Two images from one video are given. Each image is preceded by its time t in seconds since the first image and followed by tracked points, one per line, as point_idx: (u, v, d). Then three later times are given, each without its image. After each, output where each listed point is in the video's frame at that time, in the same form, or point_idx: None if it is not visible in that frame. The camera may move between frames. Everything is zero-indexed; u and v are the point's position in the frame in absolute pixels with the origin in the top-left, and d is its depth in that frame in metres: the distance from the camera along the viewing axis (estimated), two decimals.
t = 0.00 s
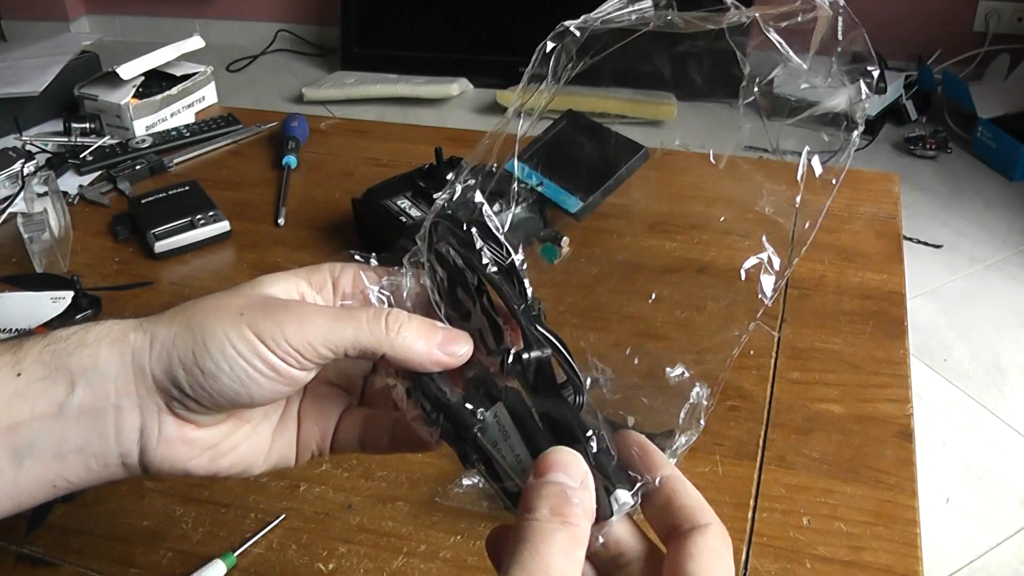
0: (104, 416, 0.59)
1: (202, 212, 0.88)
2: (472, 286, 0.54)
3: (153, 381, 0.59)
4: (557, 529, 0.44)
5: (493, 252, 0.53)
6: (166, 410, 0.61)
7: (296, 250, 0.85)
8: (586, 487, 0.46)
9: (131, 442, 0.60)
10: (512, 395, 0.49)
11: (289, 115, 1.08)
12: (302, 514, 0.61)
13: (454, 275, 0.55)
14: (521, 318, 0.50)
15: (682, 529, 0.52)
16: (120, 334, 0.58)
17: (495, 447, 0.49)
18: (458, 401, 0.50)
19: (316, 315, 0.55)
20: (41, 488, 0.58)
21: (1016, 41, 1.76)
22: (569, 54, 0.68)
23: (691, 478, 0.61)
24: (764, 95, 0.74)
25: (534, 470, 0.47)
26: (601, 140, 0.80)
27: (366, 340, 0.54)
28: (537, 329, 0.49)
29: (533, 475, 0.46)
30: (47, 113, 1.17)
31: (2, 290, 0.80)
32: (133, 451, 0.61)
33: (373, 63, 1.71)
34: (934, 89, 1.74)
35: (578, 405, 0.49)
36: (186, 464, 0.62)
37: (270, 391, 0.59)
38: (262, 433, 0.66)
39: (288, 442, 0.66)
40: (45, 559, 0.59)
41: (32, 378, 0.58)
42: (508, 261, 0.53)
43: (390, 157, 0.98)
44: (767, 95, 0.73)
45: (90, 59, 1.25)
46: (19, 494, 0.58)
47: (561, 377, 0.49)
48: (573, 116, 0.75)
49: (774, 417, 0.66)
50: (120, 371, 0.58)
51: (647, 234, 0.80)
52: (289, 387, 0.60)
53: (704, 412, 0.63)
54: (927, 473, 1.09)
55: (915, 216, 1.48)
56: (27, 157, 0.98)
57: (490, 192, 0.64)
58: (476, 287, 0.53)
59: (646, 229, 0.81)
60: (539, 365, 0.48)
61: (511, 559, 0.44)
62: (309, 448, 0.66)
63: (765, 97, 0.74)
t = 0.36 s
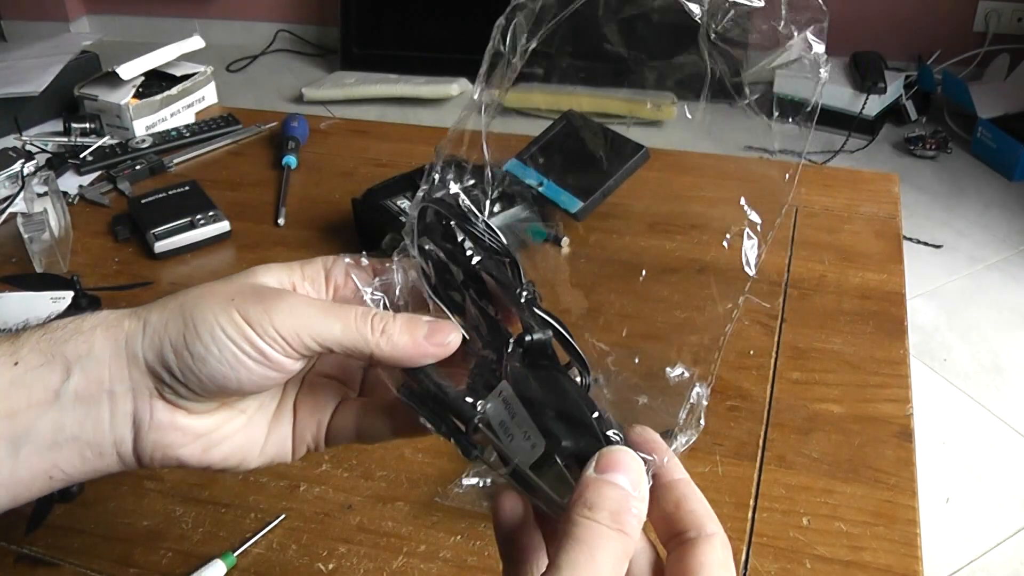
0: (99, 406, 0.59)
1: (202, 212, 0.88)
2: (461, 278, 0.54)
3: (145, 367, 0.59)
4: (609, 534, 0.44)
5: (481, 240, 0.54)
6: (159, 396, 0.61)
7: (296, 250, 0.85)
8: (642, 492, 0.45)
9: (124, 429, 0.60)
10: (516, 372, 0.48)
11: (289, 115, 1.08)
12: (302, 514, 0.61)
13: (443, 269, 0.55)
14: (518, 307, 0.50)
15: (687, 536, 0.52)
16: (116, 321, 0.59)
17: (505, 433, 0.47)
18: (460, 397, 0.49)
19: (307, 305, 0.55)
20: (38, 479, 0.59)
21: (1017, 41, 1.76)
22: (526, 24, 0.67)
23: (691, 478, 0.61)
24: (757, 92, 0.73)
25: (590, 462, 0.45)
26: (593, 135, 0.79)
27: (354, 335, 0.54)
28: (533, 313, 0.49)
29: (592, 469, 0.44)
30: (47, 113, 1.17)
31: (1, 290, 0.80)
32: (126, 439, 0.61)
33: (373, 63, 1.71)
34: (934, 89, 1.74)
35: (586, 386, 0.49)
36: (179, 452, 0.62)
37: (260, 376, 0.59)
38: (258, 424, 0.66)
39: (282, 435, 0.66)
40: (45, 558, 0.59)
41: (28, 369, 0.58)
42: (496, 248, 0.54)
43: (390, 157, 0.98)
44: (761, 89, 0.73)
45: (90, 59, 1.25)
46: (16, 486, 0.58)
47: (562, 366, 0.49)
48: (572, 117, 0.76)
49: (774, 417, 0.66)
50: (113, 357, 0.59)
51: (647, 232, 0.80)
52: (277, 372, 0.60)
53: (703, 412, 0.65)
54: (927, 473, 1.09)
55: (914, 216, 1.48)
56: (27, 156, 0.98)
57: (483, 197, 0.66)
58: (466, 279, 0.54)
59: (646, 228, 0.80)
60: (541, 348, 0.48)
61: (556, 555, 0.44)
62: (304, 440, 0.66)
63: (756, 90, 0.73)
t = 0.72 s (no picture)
0: (99, 404, 0.59)
1: (202, 212, 0.88)
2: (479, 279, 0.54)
3: (147, 368, 0.59)
4: (631, 543, 0.44)
5: (502, 244, 0.53)
6: (160, 398, 0.61)
7: (296, 250, 0.85)
8: (666, 504, 0.45)
9: (124, 430, 0.60)
10: (533, 373, 0.49)
11: (289, 115, 1.08)
12: (302, 514, 0.61)
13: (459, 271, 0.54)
14: (537, 306, 0.51)
15: (704, 542, 0.52)
16: (117, 322, 0.59)
17: (522, 434, 0.48)
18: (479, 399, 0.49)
19: (308, 304, 0.55)
20: (38, 479, 0.59)
21: (1017, 41, 1.76)
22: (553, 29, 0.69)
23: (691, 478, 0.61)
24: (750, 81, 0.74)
25: (616, 471, 0.46)
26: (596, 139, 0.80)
27: (356, 327, 0.54)
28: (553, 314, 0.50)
29: (617, 478, 0.46)
30: (47, 113, 1.17)
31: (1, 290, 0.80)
32: (127, 440, 0.61)
33: (373, 63, 1.71)
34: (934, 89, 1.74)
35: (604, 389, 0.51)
36: (178, 454, 0.62)
37: (262, 378, 0.59)
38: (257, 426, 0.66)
39: (282, 440, 0.66)
40: (45, 559, 0.59)
41: (28, 369, 0.58)
42: (516, 251, 0.53)
43: (390, 157, 0.98)
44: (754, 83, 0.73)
45: (90, 59, 1.25)
46: (15, 486, 0.58)
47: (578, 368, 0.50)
48: (572, 117, 0.75)
49: (774, 417, 0.66)
50: (114, 360, 0.59)
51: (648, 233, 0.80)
52: (279, 374, 0.60)
53: (704, 412, 0.65)
54: (928, 473, 1.09)
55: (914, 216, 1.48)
56: (27, 156, 0.98)
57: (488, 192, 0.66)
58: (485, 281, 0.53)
59: (646, 229, 0.80)
60: (560, 352, 0.50)
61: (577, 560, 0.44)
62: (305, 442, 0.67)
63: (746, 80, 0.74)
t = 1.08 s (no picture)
0: (97, 401, 0.59)
1: (202, 212, 0.88)
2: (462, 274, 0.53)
3: (143, 367, 0.59)
4: (640, 543, 0.44)
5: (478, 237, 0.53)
6: (156, 398, 0.60)
7: (296, 250, 0.85)
8: (674, 505, 0.45)
9: (122, 428, 0.60)
10: (527, 361, 0.48)
11: (289, 115, 1.08)
12: (302, 514, 0.61)
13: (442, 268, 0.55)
14: (524, 293, 0.49)
15: (715, 551, 0.51)
16: (114, 322, 0.59)
17: (524, 428, 0.48)
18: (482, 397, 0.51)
19: (300, 318, 0.55)
20: (36, 475, 0.59)
21: (1017, 41, 1.76)
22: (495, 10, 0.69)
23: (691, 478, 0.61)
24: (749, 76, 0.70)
25: (625, 469, 0.46)
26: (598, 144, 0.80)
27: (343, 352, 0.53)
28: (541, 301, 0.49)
29: (628, 477, 0.45)
30: (47, 114, 1.17)
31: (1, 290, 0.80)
32: (124, 437, 0.61)
33: (373, 63, 1.71)
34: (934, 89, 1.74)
35: (598, 372, 0.48)
36: (173, 451, 0.62)
37: (256, 386, 0.59)
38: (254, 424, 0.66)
39: (278, 437, 0.67)
40: (45, 558, 0.59)
41: (27, 366, 0.58)
42: (494, 241, 0.53)
43: (390, 158, 0.98)
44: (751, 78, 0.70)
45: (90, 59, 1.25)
46: (13, 482, 0.58)
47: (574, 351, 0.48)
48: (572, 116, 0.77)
49: (774, 417, 0.66)
50: (111, 359, 0.59)
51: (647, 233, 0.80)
52: (274, 381, 0.59)
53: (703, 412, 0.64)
54: (928, 473, 1.09)
55: (914, 217, 1.48)
56: (27, 156, 0.98)
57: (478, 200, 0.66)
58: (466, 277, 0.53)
59: (646, 228, 0.80)
60: (550, 337, 0.48)
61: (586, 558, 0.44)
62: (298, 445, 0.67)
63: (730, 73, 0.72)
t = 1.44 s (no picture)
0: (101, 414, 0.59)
1: (202, 212, 0.88)
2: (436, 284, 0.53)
3: (148, 380, 0.59)
4: (620, 542, 0.43)
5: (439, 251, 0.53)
6: (162, 409, 0.61)
7: (296, 250, 0.85)
8: (653, 499, 0.44)
9: (127, 441, 0.61)
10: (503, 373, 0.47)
11: (289, 115, 1.08)
12: (302, 514, 0.61)
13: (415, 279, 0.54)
14: (496, 305, 0.50)
15: (710, 554, 0.51)
16: (117, 334, 0.59)
17: (506, 440, 0.46)
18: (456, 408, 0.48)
19: (307, 319, 0.55)
20: (38, 482, 0.58)
21: (1017, 41, 1.76)
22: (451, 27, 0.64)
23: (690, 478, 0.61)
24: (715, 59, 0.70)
25: (601, 465, 0.45)
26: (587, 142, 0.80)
27: (355, 342, 0.54)
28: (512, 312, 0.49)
29: (603, 474, 0.44)
30: (47, 114, 1.17)
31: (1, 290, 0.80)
32: (129, 449, 0.61)
33: (372, 62, 1.71)
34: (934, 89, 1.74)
35: (574, 376, 0.48)
36: (179, 462, 0.63)
37: (261, 394, 0.60)
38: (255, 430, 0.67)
39: (279, 440, 0.67)
40: (45, 559, 0.59)
41: (29, 378, 0.58)
42: (463, 255, 0.53)
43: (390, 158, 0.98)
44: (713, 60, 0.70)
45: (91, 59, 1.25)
46: (15, 489, 0.58)
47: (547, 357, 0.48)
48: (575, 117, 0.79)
49: (774, 417, 0.66)
50: (116, 371, 0.59)
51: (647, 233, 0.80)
52: (279, 388, 0.60)
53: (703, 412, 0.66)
54: (928, 473, 1.09)
55: (914, 216, 1.48)
56: (27, 157, 0.98)
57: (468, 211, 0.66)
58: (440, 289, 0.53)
59: (646, 229, 0.79)
60: (524, 343, 0.48)
61: (568, 561, 0.44)
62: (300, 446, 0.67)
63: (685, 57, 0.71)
